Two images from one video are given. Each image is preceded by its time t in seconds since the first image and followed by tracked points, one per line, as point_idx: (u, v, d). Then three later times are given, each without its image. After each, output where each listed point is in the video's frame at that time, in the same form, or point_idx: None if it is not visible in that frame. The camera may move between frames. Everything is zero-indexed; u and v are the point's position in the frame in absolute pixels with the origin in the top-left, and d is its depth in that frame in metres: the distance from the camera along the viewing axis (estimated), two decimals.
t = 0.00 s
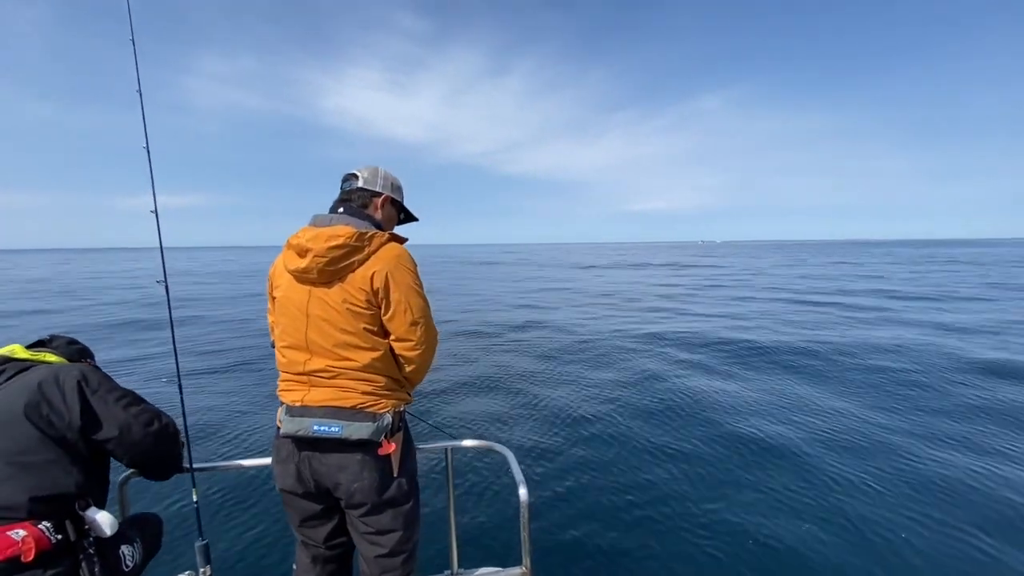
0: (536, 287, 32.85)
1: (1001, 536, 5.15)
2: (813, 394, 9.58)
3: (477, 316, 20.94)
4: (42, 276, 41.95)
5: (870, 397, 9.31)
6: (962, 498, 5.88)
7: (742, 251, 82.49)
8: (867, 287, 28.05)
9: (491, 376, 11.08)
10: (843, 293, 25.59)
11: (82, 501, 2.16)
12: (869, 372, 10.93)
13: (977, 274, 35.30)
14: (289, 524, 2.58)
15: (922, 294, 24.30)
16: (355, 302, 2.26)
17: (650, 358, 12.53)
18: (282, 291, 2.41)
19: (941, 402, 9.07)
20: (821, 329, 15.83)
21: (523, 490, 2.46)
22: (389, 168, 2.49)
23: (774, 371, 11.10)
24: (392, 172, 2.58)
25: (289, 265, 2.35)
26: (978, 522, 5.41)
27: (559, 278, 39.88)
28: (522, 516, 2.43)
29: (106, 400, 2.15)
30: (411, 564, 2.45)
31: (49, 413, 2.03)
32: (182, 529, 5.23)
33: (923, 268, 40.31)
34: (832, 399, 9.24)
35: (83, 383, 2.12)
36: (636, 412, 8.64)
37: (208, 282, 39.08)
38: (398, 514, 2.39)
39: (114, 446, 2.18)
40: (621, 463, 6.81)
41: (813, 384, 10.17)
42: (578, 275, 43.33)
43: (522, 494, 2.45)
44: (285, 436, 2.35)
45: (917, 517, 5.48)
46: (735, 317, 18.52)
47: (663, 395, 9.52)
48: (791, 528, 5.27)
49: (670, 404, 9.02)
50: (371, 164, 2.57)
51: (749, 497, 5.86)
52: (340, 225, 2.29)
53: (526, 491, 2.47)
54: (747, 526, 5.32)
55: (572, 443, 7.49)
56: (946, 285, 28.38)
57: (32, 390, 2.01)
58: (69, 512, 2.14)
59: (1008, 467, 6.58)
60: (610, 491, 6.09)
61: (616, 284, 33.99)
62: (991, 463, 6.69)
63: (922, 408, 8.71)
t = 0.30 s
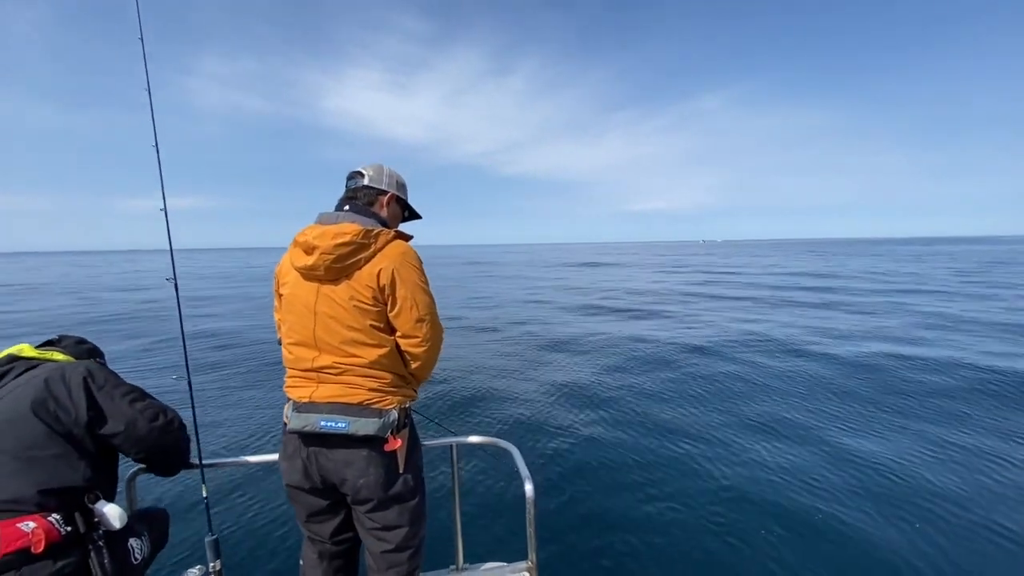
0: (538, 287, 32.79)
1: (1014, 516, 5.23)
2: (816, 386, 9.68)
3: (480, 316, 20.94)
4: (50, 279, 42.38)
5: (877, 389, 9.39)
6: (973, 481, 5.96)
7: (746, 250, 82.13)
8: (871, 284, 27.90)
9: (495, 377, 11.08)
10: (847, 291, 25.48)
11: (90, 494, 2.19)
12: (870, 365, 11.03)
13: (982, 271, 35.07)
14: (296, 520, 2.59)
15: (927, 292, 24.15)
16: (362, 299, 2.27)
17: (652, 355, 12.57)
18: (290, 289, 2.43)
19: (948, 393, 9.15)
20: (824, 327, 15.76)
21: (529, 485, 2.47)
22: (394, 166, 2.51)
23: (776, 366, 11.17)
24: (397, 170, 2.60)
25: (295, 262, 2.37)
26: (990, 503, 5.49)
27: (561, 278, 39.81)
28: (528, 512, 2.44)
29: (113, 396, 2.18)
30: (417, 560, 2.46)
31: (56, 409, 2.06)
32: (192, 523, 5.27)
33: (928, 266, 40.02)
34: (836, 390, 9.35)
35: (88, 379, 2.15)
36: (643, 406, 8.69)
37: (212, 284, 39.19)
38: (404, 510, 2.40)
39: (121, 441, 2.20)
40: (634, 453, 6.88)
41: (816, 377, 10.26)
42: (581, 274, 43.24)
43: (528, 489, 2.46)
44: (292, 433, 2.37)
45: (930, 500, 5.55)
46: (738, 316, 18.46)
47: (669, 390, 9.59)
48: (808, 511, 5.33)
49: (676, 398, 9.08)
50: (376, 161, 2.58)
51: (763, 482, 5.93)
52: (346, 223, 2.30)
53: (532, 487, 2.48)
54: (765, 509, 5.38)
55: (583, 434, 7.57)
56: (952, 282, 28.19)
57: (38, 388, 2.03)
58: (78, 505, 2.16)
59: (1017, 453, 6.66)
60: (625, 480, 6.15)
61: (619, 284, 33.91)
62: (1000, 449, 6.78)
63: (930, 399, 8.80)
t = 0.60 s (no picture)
0: (538, 287, 32.78)
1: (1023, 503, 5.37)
2: (820, 381, 9.82)
3: (480, 316, 20.91)
4: (51, 280, 42.43)
5: (881, 384, 9.54)
6: (983, 471, 6.11)
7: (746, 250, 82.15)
8: (872, 283, 27.86)
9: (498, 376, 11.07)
10: (847, 290, 25.48)
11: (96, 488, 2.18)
12: (872, 362, 11.17)
13: (982, 270, 35.13)
14: (301, 513, 2.59)
15: (927, 290, 24.15)
16: (368, 292, 2.27)
17: (655, 354, 12.62)
18: (295, 282, 2.42)
19: (951, 387, 9.31)
20: (825, 326, 15.76)
21: (535, 480, 2.45)
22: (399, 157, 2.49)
23: (778, 363, 11.30)
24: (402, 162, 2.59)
25: (301, 255, 2.36)
26: (1002, 491, 5.63)
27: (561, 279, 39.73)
28: (535, 507, 2.43)
29: (116, 389, 2.19)
30: (423, 554, 2.45)
31: (58, 404, 2.04)
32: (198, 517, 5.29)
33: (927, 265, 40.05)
34: (840, 386, 9.49)
35: (92, 374, 2.15)
36: (651, 403, 8.78)
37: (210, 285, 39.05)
38: (410, 504, 2.40)
39: (125, 435, 2.20)
40: (648, 446, 6.97)
41: (819, 372, 10.39)
42: (581, 274, 43.23)
43: (534, 484, 2.44)
44: (298, 426, 2.36)
45: (939, 489, 5.71)
46: (739, 315, 18.45)
47: (676, 387, 9.69)
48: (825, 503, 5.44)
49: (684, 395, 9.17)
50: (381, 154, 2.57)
51: (778, 474, 6.05)
52: (351, 215, 2.29)
53: (539, 481, 2.46)
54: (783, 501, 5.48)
55: (595, 429, 7.66)
56: (952, 282, 28.17)
57: (41, 382, 2.02)
58: (84, 500, 2.15)
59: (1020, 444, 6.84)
60: (640, 472, 6.23)
61: (619, 284, 33.85)
62: (1006, 440, 6.95)
63: (934, 393, 8.96)
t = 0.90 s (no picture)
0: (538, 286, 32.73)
1: None
2: (824, 374, 9.97)
3: (481, 315, 20.91)
4: (54, 281, 42.50)
5: (886, 375, 9.73)
6: (988, 458, 6.29)
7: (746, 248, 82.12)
8: (872, 281, 27.83)
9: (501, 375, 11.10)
10: (847, 287, 25.46)
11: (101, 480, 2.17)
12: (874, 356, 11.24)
13: (982, 266, 35.11)
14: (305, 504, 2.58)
15: (928, 287, 24.13)
16: (373, 280, 2.26)
17: (657, 351, 12.67)
18: (298, 270, 2.40)
19: (959, 380, 9.48)
20: (826, 322, 15.75)
21: (541, 469, 2.44)
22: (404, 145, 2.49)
23: (781, 357, 11.40)
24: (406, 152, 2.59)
25: (304, 243, 2.35)
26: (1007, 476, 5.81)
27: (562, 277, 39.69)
28: (540, 496, 2.42)
29: (119, 381, 2.17)
30: (428, 543, 2.45)
31: (61, 395, 2.04)
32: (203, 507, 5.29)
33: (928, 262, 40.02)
34: (843, 378, 9.64)
35: (94, 365, 2.14)
36: (658, 399, 8.88)
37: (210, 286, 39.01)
38: (415, 494, 2.39)
39: (129, 426, 2.19)
40: (669, 439, 7.08)
41: (822, 366, 10.53)
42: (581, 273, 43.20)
43: (540, 473, 2.43)
44: (302, 417, 2.35)
45: (947, 476, 5.88)
46: (739, 312, 18.44)
47: (683, 382, 9.81)
48: (840, 491, 5.56)
49: (692, 390, 9.29)
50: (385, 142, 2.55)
51: (791, 465, 6.18)
52: (355, 203, 2.28)
53: (544, 470, 2.45)
54: (809, 489, 5.61)
55: (608, 423, 7.76)
56: (952, 279, 28.13)
57: (43, 372, 2.01)
58: (88, 491, 2.14)
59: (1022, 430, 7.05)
60: (654, 464, 6.33)
61: (619, 282, 33.81)
62: (1016, 428, 7.15)
63: (943, 384, 9.15)
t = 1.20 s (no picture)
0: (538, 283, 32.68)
1: None
2: (825, 370, 10.09)
3: (481, 311, 20.90)
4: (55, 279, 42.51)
5: (887, 372, 9.85)
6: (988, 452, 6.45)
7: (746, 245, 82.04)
8: (873, 278, 27.79)
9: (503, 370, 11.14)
10: (848, 284, 25.41)
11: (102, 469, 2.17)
12: (874, 353, 11.30)
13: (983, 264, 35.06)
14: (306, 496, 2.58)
15: (928, 285, 24.07)
16: (374, 270, 2.25)
17: (658, 346, 12.70)
18: (298, 260, 2.39)
19: (965, 374, 9.63)
20: (826, 319, 15.75)
21: (543, 458, 2.44)
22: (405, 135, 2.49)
23: (782, 353, 11.48)
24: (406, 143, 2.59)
25: (304, 233, 2.34)
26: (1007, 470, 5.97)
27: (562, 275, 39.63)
28: (542, 486, 2.42)
29: (120, 371, 2.18)
30: (429, 533, 2.45)
31: (62, 385, 2.04)
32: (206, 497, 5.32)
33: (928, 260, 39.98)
34: (845, 374, 9.78)
35: (96, 355, 2.14)
36: (663, 394, 8.99)
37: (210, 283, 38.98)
38: (417, 484, 2.39)
39: (130, 417, 2.19)
40: (688, 433, 7.25)
41: (823, 363, 10.64)
42: (582, 271, 43.14)
43: (542, 462, 2.43)
44: (303, 409, 2.35)
45: (950, 470, 6.03)
46: (740, 309, 18.41)
47: (686, 377, 9.94)
48: (847, 485, 5.68)
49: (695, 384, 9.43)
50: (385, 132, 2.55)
51: (797, 460, 6.31)
52: (355, 192, 2.27)
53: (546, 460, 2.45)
54: (832, 479, 5.82)
55: (615, 418, 7.84)
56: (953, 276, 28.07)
57: (44, 362, 2.02)
58: (90, 481, 2.14)
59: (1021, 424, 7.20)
60: (662, 460, 6.43)
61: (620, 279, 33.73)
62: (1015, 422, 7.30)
63: (943, 381, 9.28)
